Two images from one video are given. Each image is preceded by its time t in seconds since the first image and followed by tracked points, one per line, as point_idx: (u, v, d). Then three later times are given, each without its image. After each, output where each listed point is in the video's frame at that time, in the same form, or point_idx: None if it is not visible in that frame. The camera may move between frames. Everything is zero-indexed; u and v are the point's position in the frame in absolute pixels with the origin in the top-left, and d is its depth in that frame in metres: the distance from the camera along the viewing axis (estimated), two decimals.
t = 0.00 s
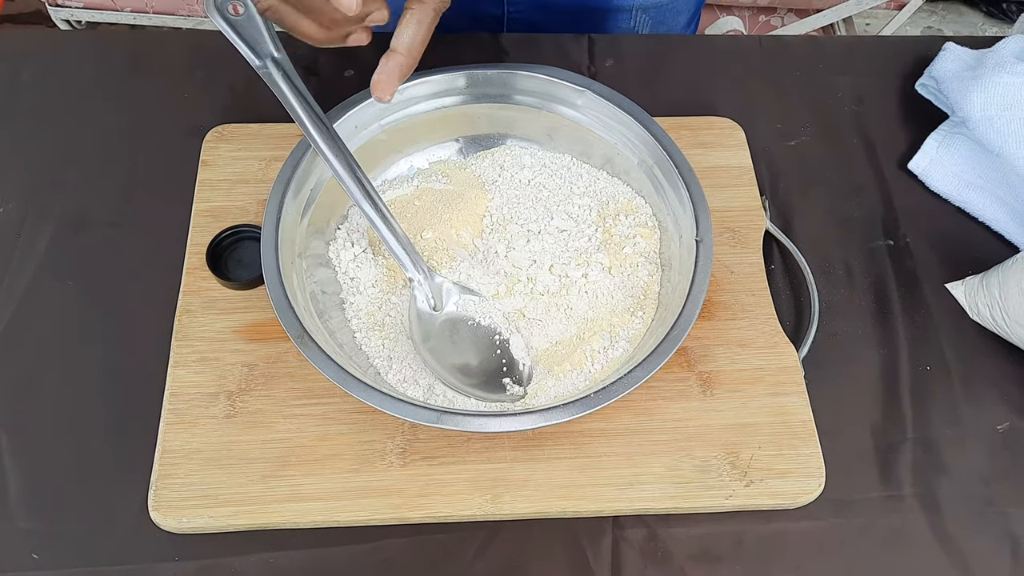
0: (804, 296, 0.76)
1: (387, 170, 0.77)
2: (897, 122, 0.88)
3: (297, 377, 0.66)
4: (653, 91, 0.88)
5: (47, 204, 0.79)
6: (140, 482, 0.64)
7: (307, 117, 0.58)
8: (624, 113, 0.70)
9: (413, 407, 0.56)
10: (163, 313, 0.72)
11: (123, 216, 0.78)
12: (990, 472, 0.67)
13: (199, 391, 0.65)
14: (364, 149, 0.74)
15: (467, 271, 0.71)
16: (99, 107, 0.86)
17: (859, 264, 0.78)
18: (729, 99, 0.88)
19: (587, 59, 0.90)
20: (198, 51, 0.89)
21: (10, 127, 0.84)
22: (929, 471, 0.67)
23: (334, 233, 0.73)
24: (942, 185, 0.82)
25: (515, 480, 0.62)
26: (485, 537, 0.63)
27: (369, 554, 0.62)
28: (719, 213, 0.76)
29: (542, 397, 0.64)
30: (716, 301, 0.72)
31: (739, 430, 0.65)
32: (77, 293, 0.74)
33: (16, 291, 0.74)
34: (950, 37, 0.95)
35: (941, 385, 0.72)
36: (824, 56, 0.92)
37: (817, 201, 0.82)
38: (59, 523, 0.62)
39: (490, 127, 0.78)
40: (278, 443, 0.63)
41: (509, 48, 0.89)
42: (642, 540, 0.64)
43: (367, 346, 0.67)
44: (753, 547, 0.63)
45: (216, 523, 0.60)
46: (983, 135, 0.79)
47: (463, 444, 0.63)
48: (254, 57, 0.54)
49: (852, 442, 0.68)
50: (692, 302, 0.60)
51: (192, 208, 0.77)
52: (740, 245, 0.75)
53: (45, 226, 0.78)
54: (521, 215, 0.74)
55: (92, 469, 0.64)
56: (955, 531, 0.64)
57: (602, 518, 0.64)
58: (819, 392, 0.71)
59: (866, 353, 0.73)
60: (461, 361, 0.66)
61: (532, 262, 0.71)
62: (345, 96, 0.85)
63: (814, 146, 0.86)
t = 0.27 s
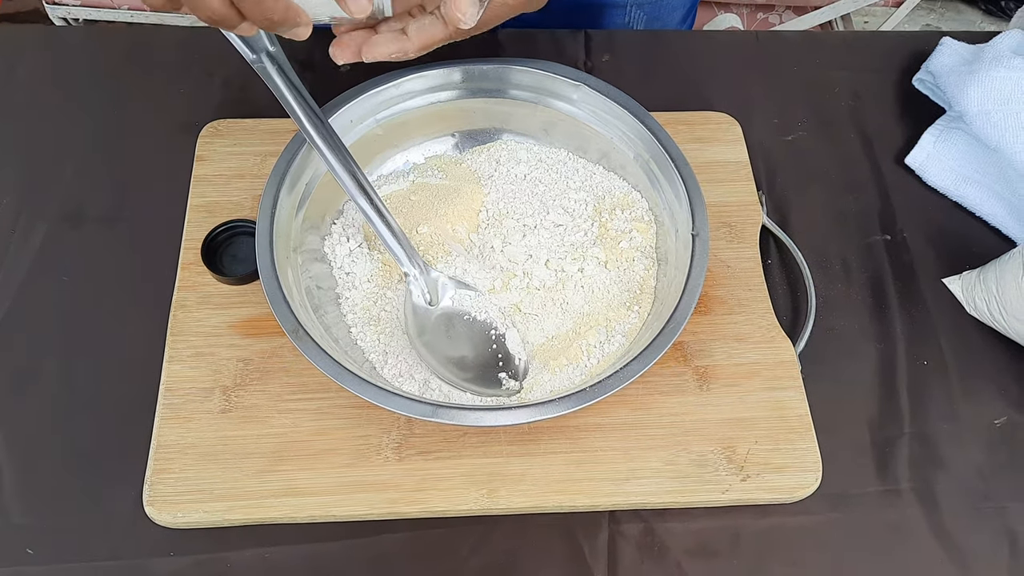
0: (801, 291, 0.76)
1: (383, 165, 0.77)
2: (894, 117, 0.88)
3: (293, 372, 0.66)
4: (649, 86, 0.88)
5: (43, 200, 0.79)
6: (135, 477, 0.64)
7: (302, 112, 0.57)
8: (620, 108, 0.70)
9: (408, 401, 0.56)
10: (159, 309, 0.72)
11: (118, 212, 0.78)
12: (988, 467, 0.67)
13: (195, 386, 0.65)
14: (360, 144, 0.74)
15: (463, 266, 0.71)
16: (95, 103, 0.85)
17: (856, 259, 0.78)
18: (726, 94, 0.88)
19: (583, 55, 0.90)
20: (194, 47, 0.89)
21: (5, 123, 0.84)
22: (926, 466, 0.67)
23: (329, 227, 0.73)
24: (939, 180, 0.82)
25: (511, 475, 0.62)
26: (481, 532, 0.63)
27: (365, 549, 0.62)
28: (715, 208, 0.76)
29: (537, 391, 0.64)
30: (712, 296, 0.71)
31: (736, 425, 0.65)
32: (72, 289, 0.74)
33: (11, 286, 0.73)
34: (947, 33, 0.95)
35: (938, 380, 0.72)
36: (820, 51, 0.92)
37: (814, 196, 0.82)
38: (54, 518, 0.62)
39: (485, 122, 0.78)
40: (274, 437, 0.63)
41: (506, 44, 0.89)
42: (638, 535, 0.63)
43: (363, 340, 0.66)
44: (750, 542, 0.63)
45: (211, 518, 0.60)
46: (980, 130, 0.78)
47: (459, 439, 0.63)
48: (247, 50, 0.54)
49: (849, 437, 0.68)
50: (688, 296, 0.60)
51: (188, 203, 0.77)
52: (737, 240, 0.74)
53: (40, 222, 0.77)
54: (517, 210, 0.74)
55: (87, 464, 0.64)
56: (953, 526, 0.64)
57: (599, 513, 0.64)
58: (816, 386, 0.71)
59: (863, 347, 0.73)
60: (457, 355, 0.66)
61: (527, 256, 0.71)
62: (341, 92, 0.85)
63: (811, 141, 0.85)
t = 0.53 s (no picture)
0: (803, 286, 0.76)
1: (383, 160, 0.77)
2: (895, 112, 0.87)
3: (293, 368, 0.66)
4: (650, 81, 0.87)
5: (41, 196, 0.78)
6: (133, 474, 0.63)
7: (302, 106, 0.57)
8: (621, 103, 0.70)
9: (409, 396, 0.56)
10: (158, 305, 0.72)
11: (117, 208, 0.78)
12: (990, 463, 0.67)
13: (194, 383, 0.65)
14: (360, 139, 0.73)
15: (463, 262, 0.71)
16: (94, 99, 0.85)
17: (858, 254, 0.78)
18: (727, 90, 0.88)
19: (584, 50, 0.90)
20: (193, 43, 0.88)
21: (4, 119, 0.84)
22: (928, 461, 0.67)
23: (329, 223, 0.72)
24: (941, 175, 0.82)
25: (512, 471, 0.62)
26: (482, 528, 0.63)
27: (365, 546, 0.62)
28: (716, 203, 0.76)
29: (538, 386, 0.63)
30: (714, 291, 0.71)
31: (738, 420, 0.64)
32: (71, 285, 0.73)
33: (10, 283, 0.73)
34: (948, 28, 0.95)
35: (940, 375, 0.72)
36: (821, 47, 0.92)
37: (816, 191, 0.82)
38: (53, 514, 0.62)
39: (486, 117, 0.77)
40: (274, 434, 0.63)
41: (505, 40, 0.89)
42: (640, 531, 0.63)
43: (363, 336, 0.66)
44: (752, 538, 0.63)
45: (211, 514, 0.60)
46: (981, 125, 0.78)
47: (459, 435, 0.63)
48: (249, 47, 0.54)
49: (852, 433, 0.68)
50: (689, 290, 0.60)
51: (187, 199, 0.77)
52: (738, 236, 0.74)
53: (39, 218, 0.77)
54: (518, 206, 0.74)
55: (86, 460, 0.64)
56: (956, 522, 0.64)
57: (600, 509, 0.64)
58: (818, 382, 0.71)
59: (865, 343, 0.73)
60: (458, 351, 0.66)
61: (528, 252, 0.70)
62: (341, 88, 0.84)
63: (813, 137, 0.85)
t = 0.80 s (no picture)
0: (801, 285, 0.75)
1: (380, 159, 0.77)
2: (894, 111, 0.87)
3: (289, 368, 0.66)
4: (648, 80, 0.87)
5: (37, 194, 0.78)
6: (130, 475, 0.63)
7: (298, 104, 0.57)
8: (619, 101, 0.70)
9: (406, 397, 0.56)
10: (154, 305, 0.72)
11: (114, 207, 0.78)
12: (990, 463, 0.67)
13: (191, 383, 0.65)
14: (357, 138, 0.73)
15: (461, 261, 0.70)
16: (90, 98, 0.85)
17: (857, 254, 0.77)
18: (726, 89, 0.87)
19: (582, 49, 0.89)
20: (190, 41, 0.88)
21: None
22: (927, 461, 0.67)
23: (326, 222, 0.72)
24: (940, 174, 0.81)
25: (510, 471, 0.61)
26: (479, 529, 0.62)
27: (362, 546, 0.61)
28: (715, 202, 0.76)
29: (536, 386, 0.63)
30: (712, 290, 0.71)
31: (737, 420, 0.64)
32: (67, 285, 0.73)
33: (6, 282, 0.73)
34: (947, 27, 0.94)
35: (940, 375, 0.71)
36: (820, 45, 0.91)
37: (814, 190, 0.81)
38: (48, 515, 0.61)
39: (484, 116, 0.77)
40: (270, 434, 0.62)
41: (503, 38, 0.89)
42: (638, 531, 0.63)
43: (360, 336, 0.66)
44: (751, 538, 0.63)
45: (207, 515, 0.59)
46: (981, 123, 0.78)
47: (457, 435, 0.63)
48: (244, 44, 0.54)
49: (851, 432, 0.68)
50: (688, 290, 0.60)
51: (183, 199, 0.76)
52: (737, 235, 0.74)
53: (35, 217, 0.77)
54: (516, 205, 0.73)
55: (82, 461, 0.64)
56: (955, 521, 0.64)
57: (598, 509, 0.63)
58: (816, 381, 0.70)
59: (864, 342, 0.73)
60: (456, 351, 0.65)
61: (526, 251, 0.70)
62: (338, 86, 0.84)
63: (811, 135, 0.85)
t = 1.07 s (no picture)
0: (802, 287, 0.75)
1: (380, 161, 0.77)
2: (894, 112, 0.87)
3: (291, 371, 0.66)
4: (648, 82, 0.87)
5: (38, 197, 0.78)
6: (131, 478, 0.63)
7: (298, 107, 0.57)
8: (619, 102, 0.70)
9: (408, 399, 0.56)
10: (155, 308, 0.72)
11: (114, 210, 0.77)
12: (990, 463, 0.67)
13: (192, 386, 0.65)
14: (357, 140, 0.73)
15: (461, 263, 0.70)
16: (90, 100, 0.85)
17: (857, 254, 0.77)
18: (726, 90, 0.87)
19: (582, 50, 0.89)
20: (189, 44, 0.88)
21: None
22: (928, 461, 0.67)
23: (327, 225, 0.72)
24: (940, 174, 0.81)
25: (512, 473, 0.61)
26: (481, 531, 0.63)
27: (364, 548, 0.61)
28: (715, 203, 0.76)
29: (537, 389, 0.63)
30: (713, 292, 0.71)
31: (738, 421, 0.64)
32: (68, 287, 0.73)
33: (7, 286, 0.73)
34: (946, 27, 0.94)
35: (940, 375, 0.71)
36: (820, 46, 0.91)
37: (814, 191, 0.81)
38: (50, 518, 0.61)
39: (484, 118, 0.77)
40: (272, 437, 0.62)
41: (503, 40, 0.89)
42: (639, 533, 0.63)
43: (361, 338, 0.66)
44: (752, 540, 0.63)
45: (209, 518, 0.59)
46: (981, 124, 0.78)
47: (458, 438, 0.63)
48: (245, 47, 0.55)
49: (852, 433, 0.68)
50: (689, 291, 0.60)
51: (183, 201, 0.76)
52: (737, 236, 0.74)
53: (35, 220, 0.77)
54: (516, 207, 0.73)
55: (83, 464, 0.64)
56: (956, 522, 0.64)
57: (600, 511, 0.63)
58: (817, 382, 0.70)
59: (865, 343, 0.73)
60: (457, 353, 0.65)
61: (527, 253, 0.70)
62: (338, 88, 0.84)
63: (811, 136, 0.85)
